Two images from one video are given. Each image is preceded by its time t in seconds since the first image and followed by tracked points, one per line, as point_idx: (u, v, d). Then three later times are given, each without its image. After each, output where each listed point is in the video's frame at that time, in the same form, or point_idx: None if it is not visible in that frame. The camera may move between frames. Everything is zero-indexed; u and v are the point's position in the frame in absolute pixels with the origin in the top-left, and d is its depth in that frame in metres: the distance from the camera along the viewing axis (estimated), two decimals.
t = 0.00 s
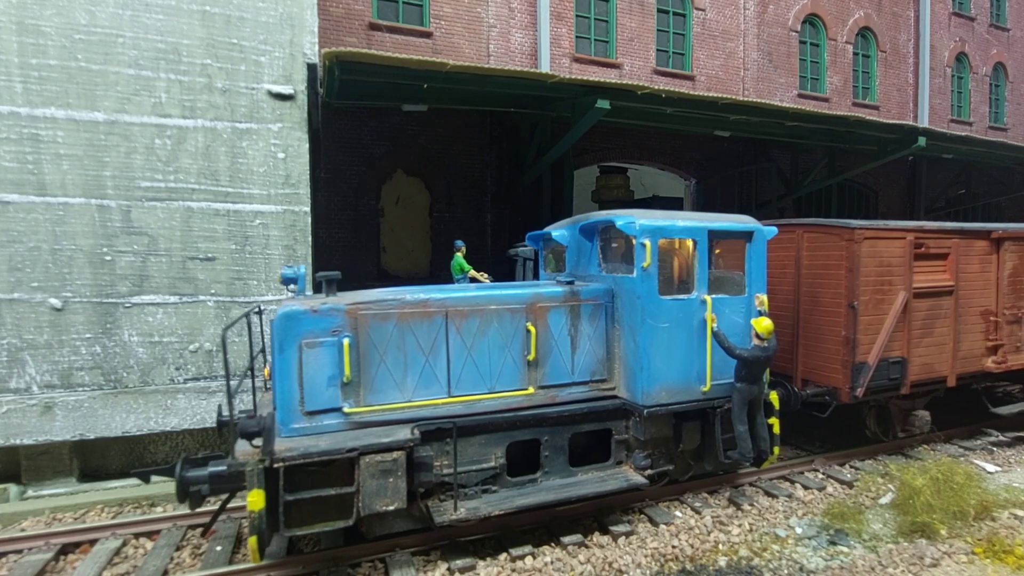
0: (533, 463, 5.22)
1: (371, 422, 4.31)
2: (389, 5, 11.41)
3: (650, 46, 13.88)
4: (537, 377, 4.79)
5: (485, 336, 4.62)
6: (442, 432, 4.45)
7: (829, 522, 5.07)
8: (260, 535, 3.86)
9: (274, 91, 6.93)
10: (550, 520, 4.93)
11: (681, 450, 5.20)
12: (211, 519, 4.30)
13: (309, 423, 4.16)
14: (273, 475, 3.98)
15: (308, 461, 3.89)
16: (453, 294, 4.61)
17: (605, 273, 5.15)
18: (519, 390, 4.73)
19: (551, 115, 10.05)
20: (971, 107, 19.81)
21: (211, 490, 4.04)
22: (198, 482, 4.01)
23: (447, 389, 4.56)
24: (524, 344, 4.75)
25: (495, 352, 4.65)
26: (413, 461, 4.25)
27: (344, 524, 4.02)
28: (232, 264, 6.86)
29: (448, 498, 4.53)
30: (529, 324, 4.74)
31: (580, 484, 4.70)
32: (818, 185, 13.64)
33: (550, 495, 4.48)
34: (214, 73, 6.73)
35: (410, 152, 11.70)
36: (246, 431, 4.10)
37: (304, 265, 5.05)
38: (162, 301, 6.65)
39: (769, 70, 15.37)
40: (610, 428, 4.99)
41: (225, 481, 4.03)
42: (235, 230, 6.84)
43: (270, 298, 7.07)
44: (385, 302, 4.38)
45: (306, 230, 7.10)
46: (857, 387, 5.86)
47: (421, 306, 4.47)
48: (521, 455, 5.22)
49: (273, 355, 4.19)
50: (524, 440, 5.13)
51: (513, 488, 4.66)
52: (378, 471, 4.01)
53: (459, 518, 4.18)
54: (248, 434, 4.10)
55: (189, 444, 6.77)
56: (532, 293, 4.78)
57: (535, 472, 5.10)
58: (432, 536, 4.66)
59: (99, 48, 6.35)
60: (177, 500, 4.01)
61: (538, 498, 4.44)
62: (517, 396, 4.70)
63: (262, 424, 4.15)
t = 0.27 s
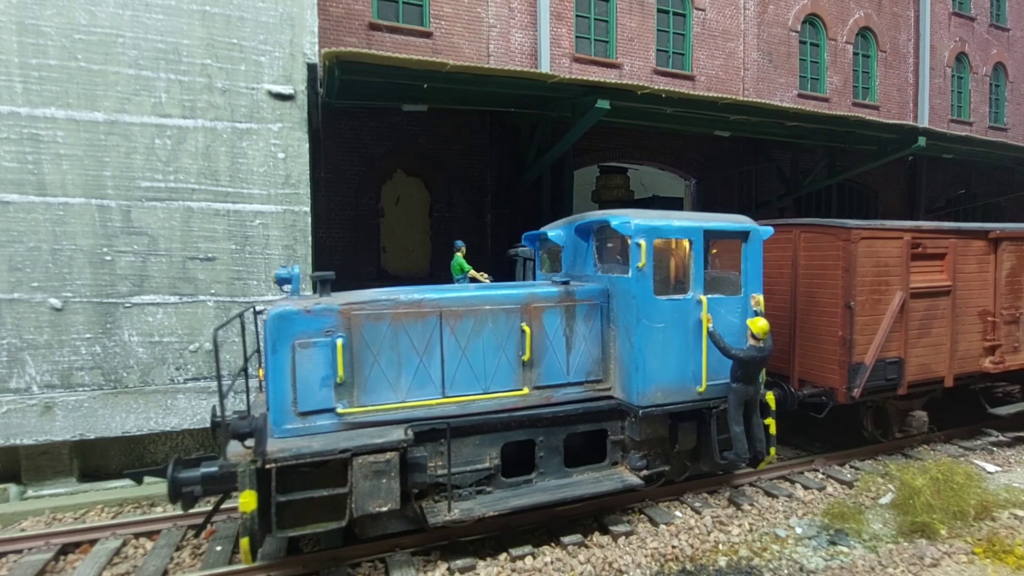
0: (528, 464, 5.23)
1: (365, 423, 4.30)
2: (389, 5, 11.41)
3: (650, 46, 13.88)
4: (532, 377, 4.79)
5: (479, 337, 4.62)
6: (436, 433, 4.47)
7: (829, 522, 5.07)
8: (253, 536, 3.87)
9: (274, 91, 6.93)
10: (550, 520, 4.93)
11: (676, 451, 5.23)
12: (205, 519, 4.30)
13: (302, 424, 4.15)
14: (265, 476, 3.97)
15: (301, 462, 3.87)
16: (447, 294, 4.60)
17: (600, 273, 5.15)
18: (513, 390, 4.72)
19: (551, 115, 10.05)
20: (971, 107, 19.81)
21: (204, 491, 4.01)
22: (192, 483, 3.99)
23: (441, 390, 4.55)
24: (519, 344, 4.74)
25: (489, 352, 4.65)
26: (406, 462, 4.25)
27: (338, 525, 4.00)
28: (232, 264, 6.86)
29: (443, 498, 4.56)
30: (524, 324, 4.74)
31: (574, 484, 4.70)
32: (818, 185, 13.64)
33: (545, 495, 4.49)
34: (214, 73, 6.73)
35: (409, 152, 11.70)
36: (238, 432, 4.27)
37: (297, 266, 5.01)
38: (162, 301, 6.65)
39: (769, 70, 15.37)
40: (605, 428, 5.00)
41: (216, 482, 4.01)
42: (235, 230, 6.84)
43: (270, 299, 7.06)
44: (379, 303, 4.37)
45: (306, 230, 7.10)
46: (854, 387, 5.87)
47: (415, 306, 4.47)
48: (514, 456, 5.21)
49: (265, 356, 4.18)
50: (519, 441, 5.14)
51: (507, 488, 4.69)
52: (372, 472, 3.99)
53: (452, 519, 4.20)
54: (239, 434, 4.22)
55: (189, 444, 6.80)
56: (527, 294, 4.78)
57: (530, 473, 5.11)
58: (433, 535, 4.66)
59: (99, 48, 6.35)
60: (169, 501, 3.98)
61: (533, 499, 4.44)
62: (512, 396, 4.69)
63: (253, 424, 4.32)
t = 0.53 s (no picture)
0: (523, 465, 5.22)
1: (359, 424, 4.29)
2: (389, 5, 11.42)
3: (650, 46, 13.88)
4: (528, 377, 4.79)
5: (474, 337, 4.62)
6: (431, 434, 4.47)
7: (829, 522, 5.07)
8: (245, 538, 3.88)
9: (274, 91, 6.93)
10: (550, 521, 4.93)
11: (673, 452, 5.21)
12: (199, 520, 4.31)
13: (295, 425, 4.16)
14: (257, 479, 3.96)
15: (293, 464, 3.88)
16: (442, 294, 4.60)
17: (596, 273, 5.15)
18: (509, 391, 4.72)
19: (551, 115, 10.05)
20: (971, 107, 19.81)
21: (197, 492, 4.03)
22: (184, 484, 4.01)
23: (435, 390, 4.55)
24: (514, 345, 4.74)
25: (484, 353, 4.64)
26: (401, 463, 4.24)
27: (331, 526, 3.98)
28: (232, 264, 6.86)
29: (437, 500, 4.51)
30: (519, 324, 4.74)
31: (570, 485, 4.69)
32: (818, 185, 13.63)
33: (541, 496, 4.47)
34: (214, 74, 6.74)
35: (409, 152, 11.70)
36: (231, 433, 4.26)
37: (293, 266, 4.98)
38: (162, 301, 6.65)
39: (769, 70, 15.37)
40: (601, 429, 5.00)
41: (209, 483, 4.03)
42: (235, 230, 6.84)
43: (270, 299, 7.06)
44: (374, 303, 4.37)
45: (306, 230, 7.10)
46: (851, 388, 5.87)
47: (410, 306, 4.47)
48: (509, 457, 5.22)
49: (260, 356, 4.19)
50: (514, 442, 5.13)
51: (502, 489, 4.67)
52: (365, 473, 4.00)
53: (448, 520, 4.17)
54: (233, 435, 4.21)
55: (189, 444, 6.80)
56: (522, 294, 4.77)
57: (525, 474, 5.08)
58: (434, 535, 4.66)
59: (99, 48, 6.35)
60: (162, 502, 3.99)
61: (529, 501, 4.41)
62: (507, 397, 4.69)
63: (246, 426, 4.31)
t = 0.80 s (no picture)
0: (518, 466, 5.20)
1: (352, 425, 4.29)
2: (389, 5, 11.42)
3: (650, 46, 13.89)
4: (523, 378, 4.78)
5: (469, 338, 4.62)
6: (426, 434, 4.47)
7: (829, 522, 5.07)
8: (238, 539, 3.85)
9: (274, 91, 6.93)
10: (550, 520, 4.93)
11: (669, 453, 5.18)
12: (194, 522, 4.29)
13: (289, 426, 4.15)
14: (251, 479, 3.95)
15: (287, 464, 3.87)
16: (437, 294, 4.60)
17: (592, 273, 5.15)
18: (503, 391, 4.72)
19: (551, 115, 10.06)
20: (971, 107, 19.81)
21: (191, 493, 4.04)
22: (178, 485, 4.03)
23: (430, 391, 4.55)
24: (509, 345, 4.74)
25: (479, 353, 4.64)
26: (394, 464, 4.25)
27: (325, 527, 3.98)
28: (232, 264, 6.86)
29: (432, 500, 4.55)
30: (514, 324, 4.74)
31: (565, 486, 4.69)
32: (818, 185, 13.63)
33: (535, 497, 4.48)
34: (214, 74, 6.74)
35: (409, 152, 11.71)
36: (223, 433, 4.33)
37: (286, 266, 4.99)
38: (162, 301, 6.65)
39: (769, 70, 15.37)
40: (596, 430, 5.00)
41: (202, 484, 4.03)
42: (235, 230, 6.84)
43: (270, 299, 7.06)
44: (368, 303, 4.37)
45: (306, 230, 7.10)
46: (848, 388, 5.87)
47: (404, 307, 4.47)
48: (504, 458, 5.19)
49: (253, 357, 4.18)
50: (509, 443, 5.12)
51: (497, 490, 4.67)
52: (358, 474, 3.99)
53: (442, 521, 4.20)
54: (224, 436, 4.30)
55: (190, 443, 6.79)
56: (518, 294, 4.77)
57: (521, 474, 5.09)
58: (434, 535, 4.66)
59: (99, 48, 6.35)
60: (154, 503, 4.01)
61: (524, 501, 4.43)
62: (502, 397, 4.69)
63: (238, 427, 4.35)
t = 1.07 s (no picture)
0: (514, 466, 5.20)
1: (346, 426, 4.29)
2: (389, 5, 11.41)
3: (650, 46, 13.88)
4: (518, 378, 4.78)
5: (463, 338, 4.62)
6: (420, 435, 4.46)
7: (829, 522, 5.07)
8: (231, 540, 3.80)
9: (274, 91, 6.93)
10: (550, 520, 4.93)
11: (665, 453, 5.20)
12: (187, 523, 4.30)
13: (282, 426, 4.16)
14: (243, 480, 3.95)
15: (280, 464, 3.88)
16: (431, 294, 4.60)
17: (589, 273, 5.15)
18: (499, 391, 4.71)
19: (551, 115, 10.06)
20: (971, 107, 19.81)
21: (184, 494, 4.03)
22: (170, 486, 4.01)
23: (424, 391, 4.55)
24: (504, 345, 4.74)
25: (474, 353, 4.64)
26: (389, 465, 4.30)
27: (317, 528, 3.98)
28: (232, 264, 6.86)
29: (426, 501, 4.52)
30: (509, 324, 4.73)
31: (560, 487, 4.69)
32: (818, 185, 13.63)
33: (530, 498, 4.47)
34: (214, 73, 6.74)
35: (409, 152, 11.71)
36: (216, 434, 4.21)
37: (281, 265, 4.99)
38: (162, 301, 6.65)
39: (769, 70, 15.37)
40: (592, 430, 4.99)
41: (194, 485, 4.00)
42: (235, 230, 6.84)
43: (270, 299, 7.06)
44: (362, 303, 4.37)
45: (306, 230, 7.10)
46: (846, 389, 5.83)
47: (398, 307, 4.47)
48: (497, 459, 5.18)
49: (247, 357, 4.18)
50: (504, 444, 5.10)
51: (493, 490, 4.67)
52: (352, 474, 4.01)
53: (436, 521, 4.17)
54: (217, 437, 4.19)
55: (190, 443, 6.81)
56: (513, 294, 4.77)
57: (516, 475, 5.09)
58: (434, 535, 4.67)
59: (99, 48, 6.35)
60: (146, 504, 3.99)
61: (519, 501, 4.43)
62: (497, 398, 4.69)
63: (231, 427, 4.26)
